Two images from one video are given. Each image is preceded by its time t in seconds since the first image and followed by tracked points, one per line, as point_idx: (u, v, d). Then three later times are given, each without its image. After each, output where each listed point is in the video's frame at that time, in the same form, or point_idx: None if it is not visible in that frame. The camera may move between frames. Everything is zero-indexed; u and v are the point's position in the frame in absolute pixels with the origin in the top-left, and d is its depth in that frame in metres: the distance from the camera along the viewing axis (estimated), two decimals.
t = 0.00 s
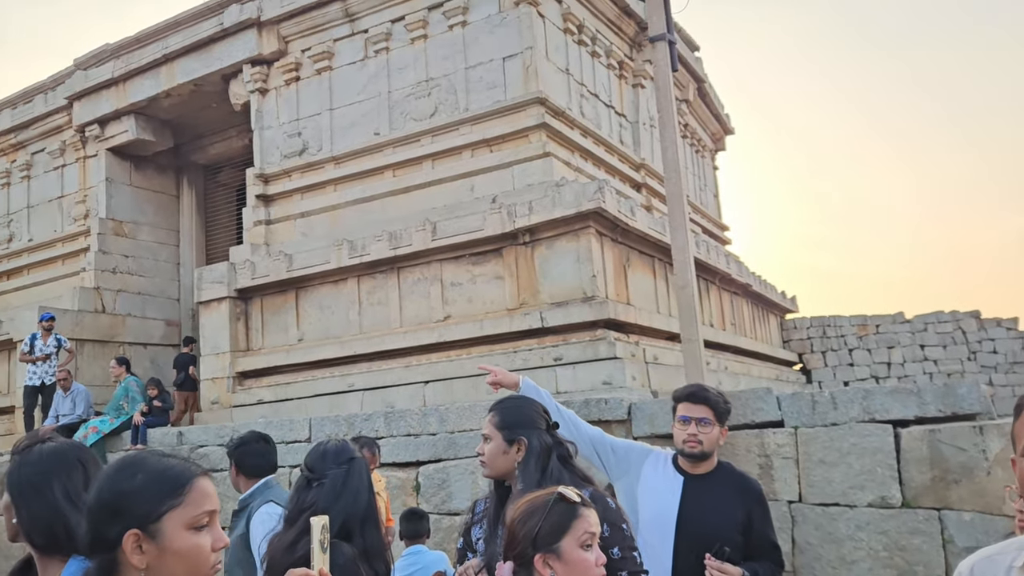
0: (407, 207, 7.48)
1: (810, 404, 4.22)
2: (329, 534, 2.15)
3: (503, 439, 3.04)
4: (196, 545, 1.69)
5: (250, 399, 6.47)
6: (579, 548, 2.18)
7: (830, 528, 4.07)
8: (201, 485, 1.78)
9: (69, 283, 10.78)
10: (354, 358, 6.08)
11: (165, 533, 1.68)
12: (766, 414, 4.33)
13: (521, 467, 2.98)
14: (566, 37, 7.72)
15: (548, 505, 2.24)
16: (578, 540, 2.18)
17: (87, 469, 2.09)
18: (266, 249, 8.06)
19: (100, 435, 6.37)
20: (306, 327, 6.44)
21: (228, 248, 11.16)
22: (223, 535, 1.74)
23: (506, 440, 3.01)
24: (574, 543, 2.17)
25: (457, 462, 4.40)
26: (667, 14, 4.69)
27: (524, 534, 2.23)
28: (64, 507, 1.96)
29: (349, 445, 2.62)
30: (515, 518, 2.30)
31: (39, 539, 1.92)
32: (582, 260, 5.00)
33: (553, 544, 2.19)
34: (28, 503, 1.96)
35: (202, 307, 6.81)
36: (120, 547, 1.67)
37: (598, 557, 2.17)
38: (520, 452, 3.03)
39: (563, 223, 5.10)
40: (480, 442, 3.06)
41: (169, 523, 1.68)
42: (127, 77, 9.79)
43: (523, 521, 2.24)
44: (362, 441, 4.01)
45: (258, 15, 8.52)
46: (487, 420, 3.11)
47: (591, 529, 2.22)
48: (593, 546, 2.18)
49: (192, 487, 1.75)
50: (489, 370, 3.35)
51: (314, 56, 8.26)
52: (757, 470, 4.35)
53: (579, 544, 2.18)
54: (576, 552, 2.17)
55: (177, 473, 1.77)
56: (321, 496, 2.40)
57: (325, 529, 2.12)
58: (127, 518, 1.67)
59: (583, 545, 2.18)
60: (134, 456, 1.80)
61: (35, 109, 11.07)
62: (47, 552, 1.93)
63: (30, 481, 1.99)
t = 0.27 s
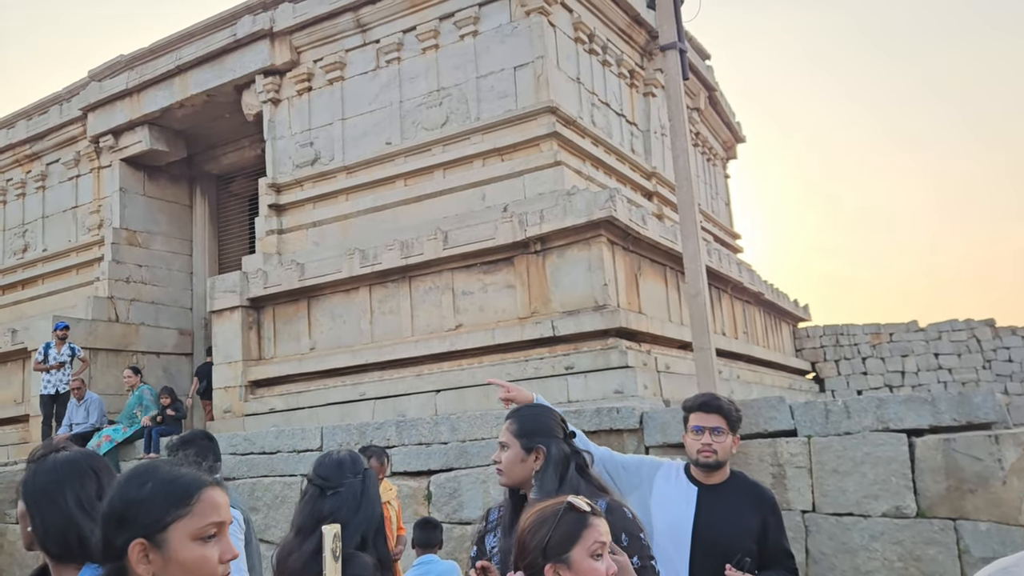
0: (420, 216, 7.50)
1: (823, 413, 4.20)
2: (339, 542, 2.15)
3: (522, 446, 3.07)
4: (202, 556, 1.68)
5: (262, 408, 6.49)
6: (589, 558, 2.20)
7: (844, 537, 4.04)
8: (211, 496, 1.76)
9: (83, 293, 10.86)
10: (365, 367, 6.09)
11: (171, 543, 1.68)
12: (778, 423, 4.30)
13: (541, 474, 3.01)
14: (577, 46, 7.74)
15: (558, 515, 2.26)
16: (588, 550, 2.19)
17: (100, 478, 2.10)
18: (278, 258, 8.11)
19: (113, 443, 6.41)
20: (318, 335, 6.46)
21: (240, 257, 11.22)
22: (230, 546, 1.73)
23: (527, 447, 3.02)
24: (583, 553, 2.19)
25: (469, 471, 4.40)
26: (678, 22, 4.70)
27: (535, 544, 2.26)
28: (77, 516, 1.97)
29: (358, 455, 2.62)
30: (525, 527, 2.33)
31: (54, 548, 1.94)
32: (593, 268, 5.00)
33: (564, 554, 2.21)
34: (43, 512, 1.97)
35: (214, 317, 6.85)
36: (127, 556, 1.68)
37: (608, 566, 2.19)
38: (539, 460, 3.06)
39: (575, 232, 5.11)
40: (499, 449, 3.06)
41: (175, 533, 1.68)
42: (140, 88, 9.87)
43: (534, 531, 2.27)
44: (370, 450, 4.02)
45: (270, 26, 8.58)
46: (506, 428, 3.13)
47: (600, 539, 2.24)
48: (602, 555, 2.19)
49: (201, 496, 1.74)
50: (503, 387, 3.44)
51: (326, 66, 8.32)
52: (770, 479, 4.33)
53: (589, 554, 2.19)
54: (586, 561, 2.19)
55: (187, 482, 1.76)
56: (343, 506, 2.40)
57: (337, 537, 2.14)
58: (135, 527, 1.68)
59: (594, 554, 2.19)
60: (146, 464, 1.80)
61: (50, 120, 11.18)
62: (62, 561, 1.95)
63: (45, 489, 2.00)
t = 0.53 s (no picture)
0: (413, 213, 7.49)
1: (815, 411, 4.22)
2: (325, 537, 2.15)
3: (523, 441, 3.20)
4: (185, 552, 1.68)
5: (255, 405, 6.48)
6: (580, 553, 2.18)
7: (835, 534, 4.05)
8: (195, 491, 1.75)
9: (74, 289, 10.80)
10: (358, 364, 6.08)
11: (154, 539, 1.67)
12: (771, 420, 4.30)
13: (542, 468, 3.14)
14: (572, 44, 7.74)
15: (549, 510, 2.24)
16: (579, 545, 2.18)
17: (90, 472, 2.09)
18: (271, 255, 8.10)
19: (104, 439, 6.42)
20: (311, 332, 6.45)
21: (233, 254, 11.20)
22: (214, 542, 1.71)
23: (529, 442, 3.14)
24: (575, 549, 2.17)
25: (462, 468, 4.41)
26: (673, 21, 4.71)
27: (526, 540, 2.23)
28: (67, 510, 1.97)
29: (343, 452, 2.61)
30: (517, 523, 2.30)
31: (45, 542, 1.94)
32: (586, 266, 5.00)
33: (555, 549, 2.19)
34: (33, 507, 1.97)
35: (207, 313, 6.83)
36: (111, 551, 1.68)
37: (599, 561, 2.16)
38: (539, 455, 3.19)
39: (568, 229, 5.11)
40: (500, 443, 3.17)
41: (158, 528, 1.67)
42: (133, 84, 9.82)
43: (524, 527, 2.24)
44: (358, 447, 4.04)
45: (264, 22, 8.56)
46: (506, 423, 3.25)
47: (591, 534, 2.21)
48: (593, 551, 2.16)
49: (184, 491, 1.73)
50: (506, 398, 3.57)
51: (320, 62, 8.29)
52: (762, 476, 4.33)
53: (580, 550, 2.17)
54: (578, 557, 2.17)
55: (171, 477, 1.75)
56: (335, 502, 2.39)
57: (325, 530, 2.17)
58: (118, 521, 1.68)
59: (584, 549, 2.17)
60: (131, 459, 1.80)
61: (42, 115, 11.12)
62: (53, 555, 1.94)
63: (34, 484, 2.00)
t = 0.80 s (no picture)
0: (383, 191, 7.45)
1: (778, 391, 4.28)
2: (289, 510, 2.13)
3: (491, 417, 3.19)
4: (140, 522, 1.65)
5: (221, 382, 6.44)
6: (544, 527, 2.30)
7: (796, 511, 4.12)
8: (148, 461, 1.73)
9: (37, 264, 10.59)
10: (327, 342, 6.05)
11: (107, 511, 1.64)
12: (735, 400, 4.35)
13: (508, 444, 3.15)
14: (544, 22, 7.70)
15: (515, 486, 2.37)
16: (542, 519, 2.30)
17: (47, 445, 2.05)
18: (239, 231, 8.03)
19: (67, 416, 6.31)
20: (279, 309, 6.39)
21: (200, 231, 11.07)
22: (170, 511, 1.69)
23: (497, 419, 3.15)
24: (538, 522, 2.29)
25: (429, 446, 4.41)
26: None
27: (490, 514, 2.35)
28: (23, 482, 1.93)
29: (304, 426, 2.60)
30: (482, 498, 2.41)
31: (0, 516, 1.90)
32: (557, 246, 5.00)
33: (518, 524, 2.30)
34: None
35: (172, 289, 6.76)
36: (63, 525, 1.65)
37: (561, 535, 2.28)
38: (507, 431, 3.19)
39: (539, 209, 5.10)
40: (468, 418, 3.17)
41: (111, 500, 1.64)
42: (97, 55, 9.61)
43: (489, 502, 2.37)
44: (323, 425, 4.03)
45: None
46: (476, 398, 3.24)
47: (554, 509, 2.33)
48: (556, 525, 2.28)
49: (137, 462, 1.70)
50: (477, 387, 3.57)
51: (290, 36, 8.17)
52: (726, 455, 4.38)
53: (544, 523, 2.29)
54: (540, 531, 2.28)
55: (124, 448, 1.73)
56: (279, 481, 2.39)
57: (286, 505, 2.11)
58: (70, 494, 1.65)
59: (547, 523, 2.29)
60: (82, 432, 1.76)
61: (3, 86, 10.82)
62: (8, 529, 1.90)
63: None
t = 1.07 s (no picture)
0: (327, 151, 7.35)
1: (716, 353, 4.34)
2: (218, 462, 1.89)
3: (424, 374, 3.15)
4: (55, 472, 1.48)
5: (160, 344, 6.41)
6: (473, 479, 2.33)
7: (730, 471, 4.23)
8: (63, 409, 1.56)
9: None
10: (269, 304, 5.99)
11: (15, 460, 1.47)
12: (675, 362, 4.41)
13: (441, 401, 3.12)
14: None
15: (445, 440, 2.38)
16: (473, 472, 2.32)
17: None
18: (177, 189, 7.88)
19: None
20: (220, 271, 6.32)
21: (138, 189, 10.79)
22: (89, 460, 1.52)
23: (429, 375, 3.11)
24: (469, 475, 2.32)
25: (372, 408, 4.42)
26: None
27: (420, 468, 2.36)
28: None
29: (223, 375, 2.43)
30: (412, 452, 2.42)
31: None
32: (503, 210, 4.99)
33: (447, 476, 2.34)
34: None
35: (108, 249, 6.65)
36: None
37: (492, 488, 2.35)
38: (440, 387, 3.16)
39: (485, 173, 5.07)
40: (401, 375, 3.14)
41: (19, 449, 1.47)
42: (24, 2, 9.29)
43: (419, 455, 2.37)
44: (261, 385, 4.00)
45: None
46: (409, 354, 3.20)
47: (485, 462, 2.37)
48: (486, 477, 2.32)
49: (50, 409, 1.54)
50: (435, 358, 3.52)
51: None
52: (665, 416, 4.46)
53: (473, 476, 2.33)
54: (470, 483, 2.32)
55: (36, 393, 1.55)
56: (177, 436, 2.26)
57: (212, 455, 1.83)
58: None
59: (477, 476, 2.33)
60: None
61: None
62: None
63: None
